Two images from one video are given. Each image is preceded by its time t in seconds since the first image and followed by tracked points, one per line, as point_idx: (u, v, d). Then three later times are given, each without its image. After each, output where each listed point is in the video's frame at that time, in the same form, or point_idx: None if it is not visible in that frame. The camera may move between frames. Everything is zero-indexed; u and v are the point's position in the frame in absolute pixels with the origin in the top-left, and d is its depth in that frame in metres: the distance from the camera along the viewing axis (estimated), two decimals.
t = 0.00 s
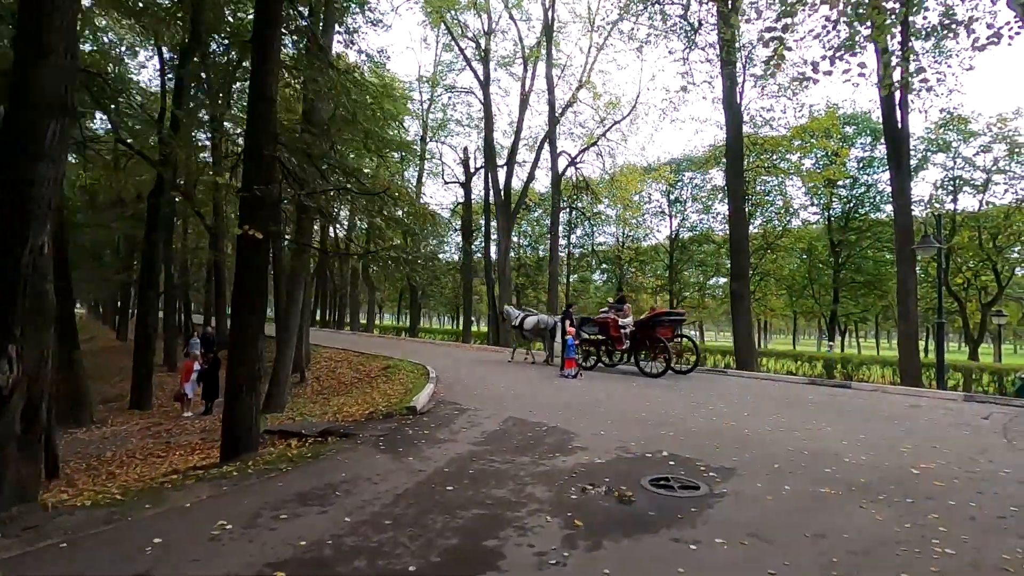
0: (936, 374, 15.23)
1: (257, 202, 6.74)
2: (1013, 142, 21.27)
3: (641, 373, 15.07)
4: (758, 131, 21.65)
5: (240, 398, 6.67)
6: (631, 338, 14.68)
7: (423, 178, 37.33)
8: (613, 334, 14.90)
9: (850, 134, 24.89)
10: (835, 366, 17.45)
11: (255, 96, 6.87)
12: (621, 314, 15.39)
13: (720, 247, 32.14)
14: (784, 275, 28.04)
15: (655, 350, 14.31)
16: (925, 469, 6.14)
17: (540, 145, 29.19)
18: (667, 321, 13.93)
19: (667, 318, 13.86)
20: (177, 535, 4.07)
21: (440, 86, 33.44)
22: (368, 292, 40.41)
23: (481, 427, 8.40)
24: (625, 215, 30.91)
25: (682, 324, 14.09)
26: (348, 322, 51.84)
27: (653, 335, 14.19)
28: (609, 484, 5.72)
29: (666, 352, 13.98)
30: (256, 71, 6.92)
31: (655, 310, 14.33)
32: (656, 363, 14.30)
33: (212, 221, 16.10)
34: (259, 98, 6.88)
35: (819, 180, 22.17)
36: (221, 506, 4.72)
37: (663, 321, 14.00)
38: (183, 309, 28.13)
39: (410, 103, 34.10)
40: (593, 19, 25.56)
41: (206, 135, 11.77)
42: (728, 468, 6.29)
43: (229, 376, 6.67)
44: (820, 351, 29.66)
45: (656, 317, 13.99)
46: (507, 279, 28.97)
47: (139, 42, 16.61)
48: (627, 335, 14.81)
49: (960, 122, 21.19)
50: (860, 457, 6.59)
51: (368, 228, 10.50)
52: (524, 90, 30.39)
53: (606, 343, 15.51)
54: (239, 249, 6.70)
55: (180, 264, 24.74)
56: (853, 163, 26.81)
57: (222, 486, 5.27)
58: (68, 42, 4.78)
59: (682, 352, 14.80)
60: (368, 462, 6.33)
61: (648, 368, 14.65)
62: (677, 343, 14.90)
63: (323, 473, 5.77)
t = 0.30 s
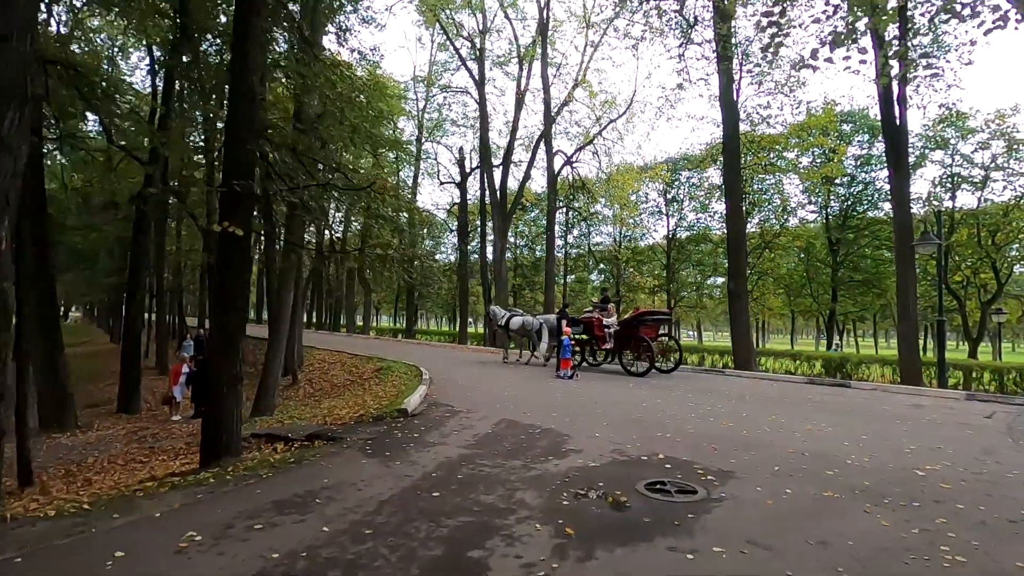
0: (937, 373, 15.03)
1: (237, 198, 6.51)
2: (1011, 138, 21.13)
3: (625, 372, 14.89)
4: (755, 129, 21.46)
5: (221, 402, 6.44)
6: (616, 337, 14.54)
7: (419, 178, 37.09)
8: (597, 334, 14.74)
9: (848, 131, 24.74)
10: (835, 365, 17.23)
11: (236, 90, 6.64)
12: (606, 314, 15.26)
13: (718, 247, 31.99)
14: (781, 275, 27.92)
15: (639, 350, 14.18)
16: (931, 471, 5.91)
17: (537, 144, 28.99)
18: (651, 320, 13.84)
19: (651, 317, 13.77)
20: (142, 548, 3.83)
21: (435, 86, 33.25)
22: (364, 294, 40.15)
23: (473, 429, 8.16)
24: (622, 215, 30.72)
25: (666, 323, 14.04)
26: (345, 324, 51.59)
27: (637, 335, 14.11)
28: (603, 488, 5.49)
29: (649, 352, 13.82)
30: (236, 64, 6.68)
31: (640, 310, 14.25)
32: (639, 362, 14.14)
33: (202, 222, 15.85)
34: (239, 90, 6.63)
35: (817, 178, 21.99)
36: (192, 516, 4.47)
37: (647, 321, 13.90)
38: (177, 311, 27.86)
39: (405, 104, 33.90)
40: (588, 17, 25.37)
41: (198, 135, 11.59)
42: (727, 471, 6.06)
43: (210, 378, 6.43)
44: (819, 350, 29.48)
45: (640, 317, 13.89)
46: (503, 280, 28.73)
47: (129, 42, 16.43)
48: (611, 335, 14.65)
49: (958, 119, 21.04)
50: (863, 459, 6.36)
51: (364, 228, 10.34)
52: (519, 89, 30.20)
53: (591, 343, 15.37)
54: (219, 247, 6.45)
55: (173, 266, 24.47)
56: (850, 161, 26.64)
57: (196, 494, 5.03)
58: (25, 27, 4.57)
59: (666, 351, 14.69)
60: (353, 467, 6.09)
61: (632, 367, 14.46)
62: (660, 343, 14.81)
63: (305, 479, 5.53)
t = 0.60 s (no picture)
0: (943, 374, 14.77)
1: (221, 195, 6.26)
2: (1016, 135, 20.87)
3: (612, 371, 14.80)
4: (756, 127, 21.17)
5: (203, 408, 6.20)
6: (602, 337, 14.42)
7: (417, 178, 36.86)
8: (584, 334, 14.65)
9: (850, 129, 24.49)
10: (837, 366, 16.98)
11: (220, 85, 6.40)
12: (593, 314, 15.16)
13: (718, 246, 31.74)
14: (784, 274, 27.65)
15: (625, 350, 14.02)
16: (943, 480, 5.66)
17: (536, 143, 28.75)
18: (638, 321, 13.61)
19: (636, 319, 13.55)
20: (106, 569, 3.59)
21: (433, 85, 33.01)
22: (363, 295, 39.92)
23: (467, 435, 7.91)
24: (622, 215, 30.45)
25: (653, 324, 13.76)
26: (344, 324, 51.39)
27: (623, 336, 13.88)
28: (601, 499, 5.24)
29: (636, 352, 13.66)
30: (219, 58, 6.45)
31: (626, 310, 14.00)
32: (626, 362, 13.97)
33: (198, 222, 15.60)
34: (222, 83, 6.39)
35: (820, 176, 21.68)
36: (165, 531, 4.23)
37: (632, 322, 13.65)
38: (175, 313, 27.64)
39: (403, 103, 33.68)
40: (587, 14, 25.11)
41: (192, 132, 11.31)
42: (729, 480, 5.81)
43: (191, 384, 6.19)
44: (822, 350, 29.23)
45: (625, 318, 13.63)
46: (502, 281, 28.48)
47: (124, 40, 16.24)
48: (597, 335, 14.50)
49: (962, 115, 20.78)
50: (872, 467, 6.11)
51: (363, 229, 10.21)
52: (518, 88, 29.96)
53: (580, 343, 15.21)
54: (201, 247, 6.21)
55: (168, 268, 24.26)
56: (852, 159, 26.39)
57: (173, 507, 4.79)
58: None
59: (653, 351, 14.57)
60: (339, 476, 5.85)
61: (619, 368, 14.34)
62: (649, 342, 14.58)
63: (289, 490, 5.30)
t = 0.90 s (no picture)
0: (947, 373, 14.55)
1: (201, 190, 6.05)
2: (1019, 132, 20.64)
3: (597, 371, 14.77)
4: (757, 124, 20.85)
5: (184, 412, 5.98)
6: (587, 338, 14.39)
7: (415, 178, 36.63)
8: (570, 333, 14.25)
9: (851, 127, 24.27)
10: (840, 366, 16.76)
11: (202, 77, 6.18)
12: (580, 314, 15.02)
13: (719, 245, 31.52)
14: (784, 273, 27.20)
15: (611, 350, 14.02)
16: (952, 486, 5.44)
17: (534, 142, 28.54)
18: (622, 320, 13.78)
19: (620, 318, 13.74)
20: None
21: (432, 84, 32.81)
22: (362, 295, 39.71)
23: (460, 438, 7.70)
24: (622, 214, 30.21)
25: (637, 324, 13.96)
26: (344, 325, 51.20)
27: (609, 335, 13.96)
28: (595, 506, 5.03)
29: (622, 351, 13.71)
30: (201, 49, 6.23)
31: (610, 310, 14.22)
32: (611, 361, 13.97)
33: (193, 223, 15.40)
34: (202, 75, 6.18)
35: (821, 174, 21.42)
36: (135, 543, 4.02)
37: (618, 321, 13.78)
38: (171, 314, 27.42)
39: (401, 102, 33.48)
40: (586, 11, 24.89)
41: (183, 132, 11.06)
42: (730, 486, 5.59)
43: (172, 388, 5.98)
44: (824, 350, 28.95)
45: (611, 316, 13.75)
46: (501, 280, 28.27)
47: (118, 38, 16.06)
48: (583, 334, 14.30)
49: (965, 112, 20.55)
50: (878, 472, 5.89)
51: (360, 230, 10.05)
52: (517, 86, 29.74)
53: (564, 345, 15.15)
54: (182, 244, 5.99)
55: (165, 269, 24.05)
56: (854, 157, 26.19)
57: (147, 516, 4.58)
58: None
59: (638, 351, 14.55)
60: (325, 482, 5.64)
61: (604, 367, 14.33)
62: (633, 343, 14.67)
63: (270, 498, 5.07)
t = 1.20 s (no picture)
0: (951, 373, 14.29)
1: (176, 186, 5.82)
2: None
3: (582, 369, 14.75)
4: (758, 121, 20.53)
5: (161, 417, 5.78)
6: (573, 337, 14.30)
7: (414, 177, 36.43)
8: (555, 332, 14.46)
9: (853, 123, 24.00)
10: (842, 366, 16.49)
11: (178, 68, 5.96)
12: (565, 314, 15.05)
13: (720, 244, 31.25)
14: (787, 271, 27.31)
15: (596, 349, 13.93)
16: (962, 493, 5.19)
17: (533, 140, 28.31)
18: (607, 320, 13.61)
19: (604, 318, 13.55)
20: None
21: (430, 83, 32.59)
22: (361, 295, 39.50)
23: (450, 442, 7.47)
24: (621, 213, 29.93)
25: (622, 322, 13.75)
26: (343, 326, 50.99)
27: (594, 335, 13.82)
28: (587, 515, 4.79)
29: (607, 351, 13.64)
30: (179, 39, 6.03)
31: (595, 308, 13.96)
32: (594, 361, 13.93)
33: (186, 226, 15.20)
34: (179, 67, 5.96)
35: (823, 171, 21.11)
36: (95, 556, 3.79)
37: (603, 320, 13.60)
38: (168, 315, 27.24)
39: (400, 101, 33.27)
40: (585, 8, 24.67)
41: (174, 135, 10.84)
42: (728, 493, 5.35)
43: (148, 392, 5.77)
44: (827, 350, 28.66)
45: (595, 316, 13.56)
46: (500, 279, 28.01)
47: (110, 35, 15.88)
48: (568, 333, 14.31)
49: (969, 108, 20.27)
50: (883, 477, 5.64)
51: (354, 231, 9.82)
52: (516, 84, 29.50)
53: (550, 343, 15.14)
54: (158, 242, 5.77)
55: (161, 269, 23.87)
56: (856, 154, 25.93)
57: (113, 526, 4.36)
58: None
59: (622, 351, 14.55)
60: (306, 489, 5.42)
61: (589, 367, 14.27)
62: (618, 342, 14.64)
63: (246, 507, 4.84)
